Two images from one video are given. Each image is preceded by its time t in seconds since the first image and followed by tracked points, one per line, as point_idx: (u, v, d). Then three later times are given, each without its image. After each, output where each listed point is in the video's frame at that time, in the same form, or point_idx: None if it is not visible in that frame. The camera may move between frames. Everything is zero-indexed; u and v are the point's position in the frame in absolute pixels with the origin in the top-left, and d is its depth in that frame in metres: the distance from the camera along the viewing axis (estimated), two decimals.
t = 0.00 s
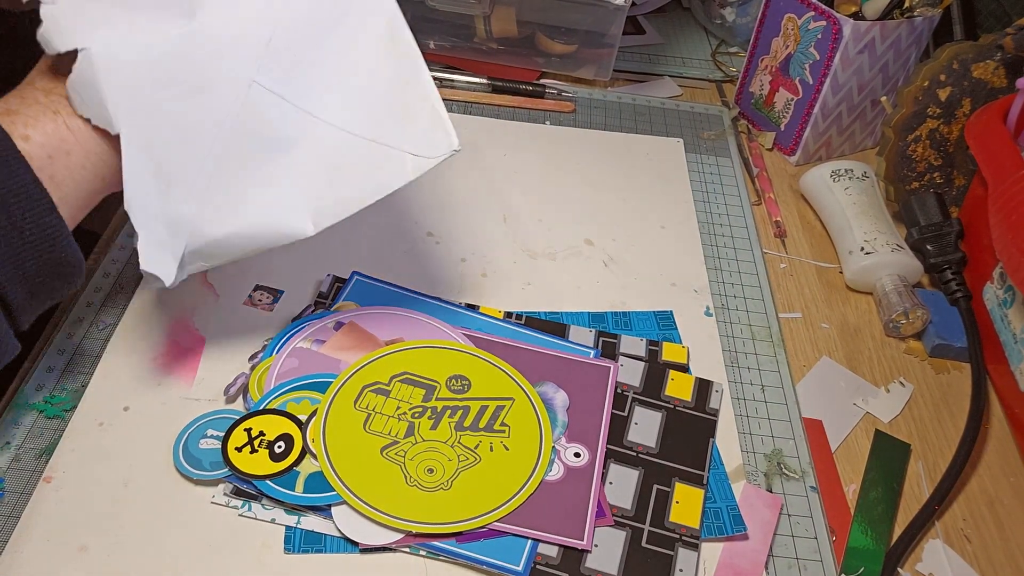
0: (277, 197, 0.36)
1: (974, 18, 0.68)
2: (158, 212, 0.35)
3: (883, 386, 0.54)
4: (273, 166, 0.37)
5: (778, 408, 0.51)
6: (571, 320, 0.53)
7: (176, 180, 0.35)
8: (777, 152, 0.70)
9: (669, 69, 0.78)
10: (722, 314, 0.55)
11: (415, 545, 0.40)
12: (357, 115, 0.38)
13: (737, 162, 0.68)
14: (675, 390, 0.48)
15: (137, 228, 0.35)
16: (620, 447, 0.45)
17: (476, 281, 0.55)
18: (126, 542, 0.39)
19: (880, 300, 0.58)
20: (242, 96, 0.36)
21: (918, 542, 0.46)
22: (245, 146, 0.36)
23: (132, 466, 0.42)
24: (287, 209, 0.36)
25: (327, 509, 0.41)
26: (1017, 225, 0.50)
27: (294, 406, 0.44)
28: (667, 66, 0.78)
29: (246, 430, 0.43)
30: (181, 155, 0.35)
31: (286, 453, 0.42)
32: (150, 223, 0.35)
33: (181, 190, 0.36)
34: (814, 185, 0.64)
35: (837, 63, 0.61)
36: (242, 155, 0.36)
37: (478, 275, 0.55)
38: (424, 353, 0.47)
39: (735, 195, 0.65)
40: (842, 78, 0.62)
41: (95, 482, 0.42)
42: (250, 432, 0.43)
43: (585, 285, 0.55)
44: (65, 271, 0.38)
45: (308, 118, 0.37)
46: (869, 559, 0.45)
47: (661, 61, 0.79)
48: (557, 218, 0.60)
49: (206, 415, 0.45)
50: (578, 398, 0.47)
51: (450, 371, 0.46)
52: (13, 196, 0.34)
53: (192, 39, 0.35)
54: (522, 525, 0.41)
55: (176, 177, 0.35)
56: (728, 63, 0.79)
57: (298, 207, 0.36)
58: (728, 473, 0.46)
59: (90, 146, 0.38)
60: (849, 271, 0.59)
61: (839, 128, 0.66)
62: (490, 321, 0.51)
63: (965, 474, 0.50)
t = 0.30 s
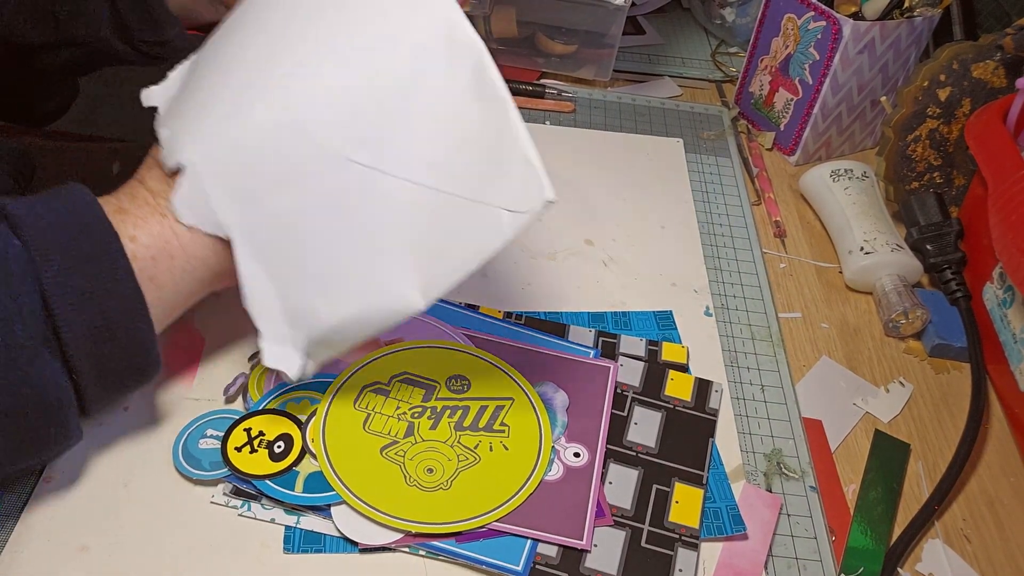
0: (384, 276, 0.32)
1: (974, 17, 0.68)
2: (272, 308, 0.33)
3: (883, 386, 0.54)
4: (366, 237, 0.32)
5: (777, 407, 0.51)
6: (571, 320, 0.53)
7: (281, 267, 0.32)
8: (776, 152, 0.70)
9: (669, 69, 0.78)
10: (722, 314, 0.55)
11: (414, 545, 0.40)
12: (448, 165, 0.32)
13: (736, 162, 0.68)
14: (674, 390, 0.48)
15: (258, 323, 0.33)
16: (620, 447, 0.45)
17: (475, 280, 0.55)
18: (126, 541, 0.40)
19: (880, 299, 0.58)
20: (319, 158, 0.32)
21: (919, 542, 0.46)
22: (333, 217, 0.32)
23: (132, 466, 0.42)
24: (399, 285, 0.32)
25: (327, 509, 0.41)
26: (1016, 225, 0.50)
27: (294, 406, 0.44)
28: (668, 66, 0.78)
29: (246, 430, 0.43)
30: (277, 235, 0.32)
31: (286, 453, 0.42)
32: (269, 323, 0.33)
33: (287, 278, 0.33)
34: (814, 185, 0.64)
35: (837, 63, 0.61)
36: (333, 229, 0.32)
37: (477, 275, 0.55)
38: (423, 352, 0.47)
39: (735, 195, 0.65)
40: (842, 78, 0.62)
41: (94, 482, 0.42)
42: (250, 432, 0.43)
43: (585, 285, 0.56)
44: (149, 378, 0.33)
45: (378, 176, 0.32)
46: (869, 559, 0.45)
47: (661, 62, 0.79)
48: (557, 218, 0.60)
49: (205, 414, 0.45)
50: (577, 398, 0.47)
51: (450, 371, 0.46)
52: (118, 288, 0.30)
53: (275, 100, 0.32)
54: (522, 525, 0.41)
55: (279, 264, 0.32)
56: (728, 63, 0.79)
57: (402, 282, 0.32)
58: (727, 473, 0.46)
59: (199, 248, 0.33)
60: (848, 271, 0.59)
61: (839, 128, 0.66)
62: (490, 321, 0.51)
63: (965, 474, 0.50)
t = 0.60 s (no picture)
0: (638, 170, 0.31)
1: (974, 17, 0.68)
2: (533, 250, 0.31)
3: (883, 385, 0.54)
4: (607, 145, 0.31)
5: (777, 407, 0.51)
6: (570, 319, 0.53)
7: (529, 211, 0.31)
8: (776, 152, 0.70)
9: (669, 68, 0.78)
10: (721, 313, 0.55)
11: (414, 545, 0.40)
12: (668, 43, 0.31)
13: (736, 162, 0.68)
14: (674, 390, 0.48)
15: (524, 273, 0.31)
16: (619, 447, 0.45)
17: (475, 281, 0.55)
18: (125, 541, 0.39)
19: (880, 300, 0.58)
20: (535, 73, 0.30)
21: (918, 542, 0.46)
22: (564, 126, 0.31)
23: (131, 466, 0.42)
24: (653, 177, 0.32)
25: (326, 508, 0.41)
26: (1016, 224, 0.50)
27: (294, 406, 0.44)
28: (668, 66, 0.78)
29: (246, 430, 0.43)
30: (519, 167, 0.31)
31: (286, 453, 0.42)
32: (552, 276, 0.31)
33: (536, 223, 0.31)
34: (814, 185, 0.64)
35: (837, 63, 0.61)
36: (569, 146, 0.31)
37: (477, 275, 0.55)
38: (423, 353, 0.47)
39: (735, 195, 0.65)
40: (841, 78, 0.62)
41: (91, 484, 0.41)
42: (250, 432, 0.43)
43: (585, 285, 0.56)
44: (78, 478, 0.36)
45: (586, 71, 0.30)
46: (869, 559, 0.45)
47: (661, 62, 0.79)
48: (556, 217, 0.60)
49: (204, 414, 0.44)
50: (577, 398, 0.47)
51: (450, 371, 0.46)
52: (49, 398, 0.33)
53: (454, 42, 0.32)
54: (521, 525, 0.41)
55: (526, 206, 0.31)
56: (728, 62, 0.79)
57: (654, 157, 0.32)
58: (727, 473, 0.46)
59: (155, 349, 0.36)
60: (848, 271, 0.59)
61: (839, 128, 0.66)
62: (489, 321, 0.51)
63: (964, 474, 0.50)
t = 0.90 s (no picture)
0: (735, 106, 0.43)
1: (975, 17, 0.68)
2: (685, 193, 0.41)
3: (883, 386, 0.54)
4: (702, 95, 0.43)
5: (778, 407, 0.51)
6: (570, 320, 0.53)
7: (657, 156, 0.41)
8: (776, 152, 0.70)
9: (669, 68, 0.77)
10: (722, 314, 0.55)
11: (414, 546, 0.40)
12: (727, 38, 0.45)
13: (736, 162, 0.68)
14: (674, 390, 0.48)
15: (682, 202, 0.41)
16: (620, 447, 0.45)
17: (475, 281, 0.55)
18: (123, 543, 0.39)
19: (880, 300, 0.58)
20: (626, 57, 0.43)
21: (919, 542, 0.46)
22: (656, 91, 0.43)
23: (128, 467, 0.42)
24: (754, 110, 0.44)
25: (327, 509, 0.41)
26: (1016, 225, 0.50)
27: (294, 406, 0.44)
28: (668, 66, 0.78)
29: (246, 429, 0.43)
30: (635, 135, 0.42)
31: (286, 453, 0.42)
32: (703, 200, 0.41)
33: (668, 165, 0.41)
34: (814, 185, 0.64)
35: (837, 63, 0.61)
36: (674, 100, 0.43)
37: (477, 275, 0.55)
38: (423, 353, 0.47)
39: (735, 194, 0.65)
40: (841, 78, 0.62)
41: (88, 485, 0.41)
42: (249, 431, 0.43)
43: (585, 285, 0.55)
44: None
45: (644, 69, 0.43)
46: (869, 560, 0.45)
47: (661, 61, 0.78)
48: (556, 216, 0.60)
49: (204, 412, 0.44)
50: (577, 398, 0.46)
51: (449, 371, 0.46)
52: None
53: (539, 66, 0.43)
54: (522, 525, 0.41)
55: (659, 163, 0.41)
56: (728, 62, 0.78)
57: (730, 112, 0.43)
58: (728, 473, 0.46)
59: (47, 441, 0.34)
60: (848, 271, 0.59)
61: (839, 128, 0.66)
62: (490, 321, 0.51)
63: (965, 474, 0.50)
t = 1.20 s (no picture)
0: (672, 228, 0.55)
1: (975, 17, 0.68)
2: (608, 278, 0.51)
3: (883, 386, 0.54)
4: (641, 209, 0.55)
5: (778, 407, 0.51)
6: (570, 319, 0.53)
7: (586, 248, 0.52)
8: (776, 152, 0.70)
9: (669, 69, 0.78)
10: (722, 314, 0.55)
11: (414, 545, 0.40)
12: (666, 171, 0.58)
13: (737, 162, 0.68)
14: (674, 390, 0.48)
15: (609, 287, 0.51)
16: (620, 447, 0.45)
17: (475, 280, 0.55)
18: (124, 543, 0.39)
19: (880, 300, 0.58)
20: (581, 172, 0.56)
21: (918, 542, 0.46)
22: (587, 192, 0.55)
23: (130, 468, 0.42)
24: (683, 229, 0.55)
25: (327, 509, 0.41)
26: (1016, 225, 0.50)
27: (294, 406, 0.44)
28: (668, 66, 0.78)
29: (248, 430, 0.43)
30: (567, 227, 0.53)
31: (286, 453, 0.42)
32: (631, 294, 0.51)
33: (606, 266, 0.52)
34: (814, 185, 0.64)
35: (838, 63, 0.61)
36: (618, 217, 0.54)
37: (477, 275, 0.55)
38: (423, 353, 0.47)
39: (735, 195, 0.65)
40: (842, 78, 0.62)
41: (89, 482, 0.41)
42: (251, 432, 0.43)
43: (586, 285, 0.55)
44: None
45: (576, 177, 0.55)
46: (869, 560, 0.45)
47: (661, 62, 0.78)
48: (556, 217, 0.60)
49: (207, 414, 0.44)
50: (577, 398, 0.46)
51: (450, 371, 0.46)
52: None
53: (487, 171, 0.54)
54: (522, 525, 0.41)
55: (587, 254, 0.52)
56: (728, 63, 0.78)
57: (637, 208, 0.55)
58: (727, 473, 0.46)
59: None
60: (848, 271, 0.59)
61: (839, 129, 0.66)
62: (490, 321, 0.51)
63: (965, 474, 0.50)
